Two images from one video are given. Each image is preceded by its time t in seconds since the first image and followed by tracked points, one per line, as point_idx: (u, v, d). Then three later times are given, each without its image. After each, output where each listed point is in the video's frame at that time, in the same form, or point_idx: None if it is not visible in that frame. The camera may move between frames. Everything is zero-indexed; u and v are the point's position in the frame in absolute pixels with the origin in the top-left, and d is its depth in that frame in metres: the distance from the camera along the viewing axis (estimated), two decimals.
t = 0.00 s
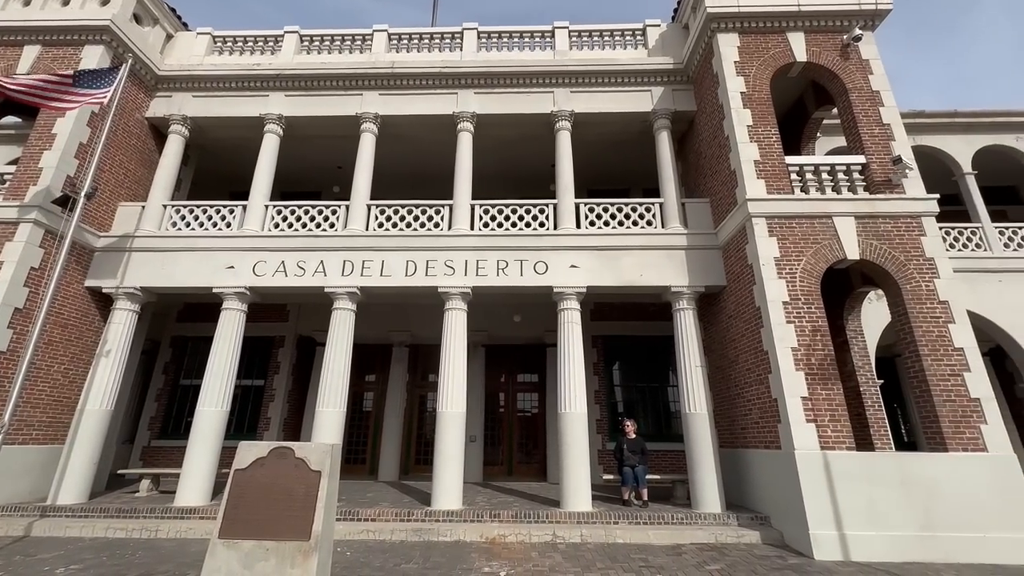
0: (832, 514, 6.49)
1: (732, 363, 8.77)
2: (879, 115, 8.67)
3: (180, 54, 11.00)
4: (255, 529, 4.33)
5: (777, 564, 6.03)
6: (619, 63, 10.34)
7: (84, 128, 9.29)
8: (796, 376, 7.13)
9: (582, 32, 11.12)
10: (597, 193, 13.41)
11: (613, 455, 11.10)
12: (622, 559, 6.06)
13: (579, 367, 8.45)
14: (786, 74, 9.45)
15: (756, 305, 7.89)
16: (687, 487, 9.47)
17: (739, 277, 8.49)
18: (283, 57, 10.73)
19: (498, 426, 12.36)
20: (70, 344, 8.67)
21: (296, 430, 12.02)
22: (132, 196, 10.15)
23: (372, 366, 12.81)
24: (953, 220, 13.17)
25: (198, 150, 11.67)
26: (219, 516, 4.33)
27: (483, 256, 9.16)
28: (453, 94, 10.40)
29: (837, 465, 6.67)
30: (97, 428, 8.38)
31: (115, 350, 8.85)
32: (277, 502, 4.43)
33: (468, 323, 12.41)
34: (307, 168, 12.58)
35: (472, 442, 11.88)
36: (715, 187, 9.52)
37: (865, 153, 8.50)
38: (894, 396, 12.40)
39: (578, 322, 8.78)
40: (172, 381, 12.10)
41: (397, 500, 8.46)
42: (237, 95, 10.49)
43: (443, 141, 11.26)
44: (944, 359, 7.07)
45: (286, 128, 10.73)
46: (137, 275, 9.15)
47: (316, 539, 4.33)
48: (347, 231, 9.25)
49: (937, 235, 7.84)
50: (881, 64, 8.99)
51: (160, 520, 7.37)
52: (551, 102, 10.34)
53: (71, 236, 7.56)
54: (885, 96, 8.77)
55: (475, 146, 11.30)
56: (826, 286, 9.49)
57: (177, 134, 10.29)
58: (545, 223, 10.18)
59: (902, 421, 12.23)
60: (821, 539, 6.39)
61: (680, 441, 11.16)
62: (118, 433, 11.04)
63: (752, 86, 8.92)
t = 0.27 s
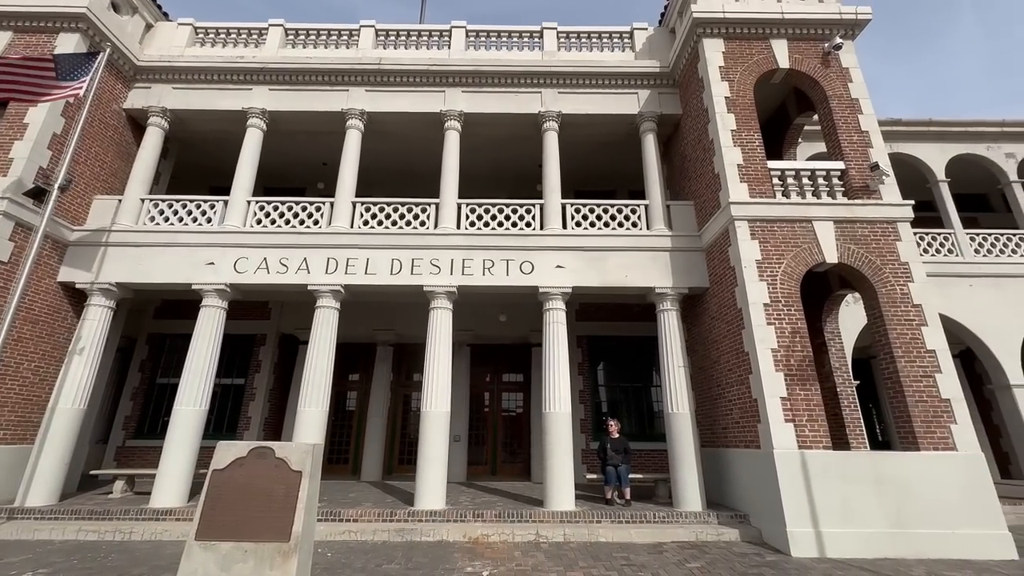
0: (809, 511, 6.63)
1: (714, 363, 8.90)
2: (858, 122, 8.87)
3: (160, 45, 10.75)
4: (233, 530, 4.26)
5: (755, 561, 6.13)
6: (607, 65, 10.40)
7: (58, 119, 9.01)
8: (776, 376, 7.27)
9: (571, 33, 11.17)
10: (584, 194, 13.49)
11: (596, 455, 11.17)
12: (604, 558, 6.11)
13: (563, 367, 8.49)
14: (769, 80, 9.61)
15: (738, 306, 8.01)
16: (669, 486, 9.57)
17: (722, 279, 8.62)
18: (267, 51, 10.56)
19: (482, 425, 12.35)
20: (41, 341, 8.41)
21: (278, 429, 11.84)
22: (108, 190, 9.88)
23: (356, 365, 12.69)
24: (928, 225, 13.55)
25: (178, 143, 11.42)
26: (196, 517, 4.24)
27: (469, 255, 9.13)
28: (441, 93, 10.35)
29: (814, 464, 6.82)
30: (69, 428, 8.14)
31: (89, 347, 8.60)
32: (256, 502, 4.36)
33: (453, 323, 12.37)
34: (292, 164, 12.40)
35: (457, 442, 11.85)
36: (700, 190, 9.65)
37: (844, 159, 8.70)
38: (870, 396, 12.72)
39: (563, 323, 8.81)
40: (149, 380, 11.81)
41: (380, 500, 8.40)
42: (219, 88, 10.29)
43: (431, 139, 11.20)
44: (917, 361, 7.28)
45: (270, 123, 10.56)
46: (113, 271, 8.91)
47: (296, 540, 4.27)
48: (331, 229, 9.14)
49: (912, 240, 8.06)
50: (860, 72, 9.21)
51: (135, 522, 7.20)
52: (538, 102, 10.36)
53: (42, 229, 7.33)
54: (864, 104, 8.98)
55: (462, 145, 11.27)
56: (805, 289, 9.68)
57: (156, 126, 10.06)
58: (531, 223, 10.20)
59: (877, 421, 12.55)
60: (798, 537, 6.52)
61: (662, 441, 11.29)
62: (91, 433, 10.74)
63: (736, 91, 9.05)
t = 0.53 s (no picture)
0: (786, 509, 6.76)
1: (696, 364, 9.01)
2: (837, 128, 9.08)
3: (138, 35, 10.48)
4: (210, 531, 4.18)
5: (734, 558, 6.23)
6: (594, 66, 10.46)
7: (30, 108, 8.71)
8: (755, 377, 7.40)
9: (558, 34, 11.20)
10: (570, 195, 13.55)
11: (580, 454, 11.24)
12: (586, 557, 6.14)
13: (548, 367, 8.51)
14: (752, 85, 9.77)
15: (720, 307, 8.13)
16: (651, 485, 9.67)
17: (705, 281, 8.74)
18: (250, 44, 10.37)
19: (467, 425, 12.32)
20: (9, 338, 8.13)
21: (258, 429, 11.65)
22: (82, 183, 9.59)
23: (339, 364, 12.56)
24: (902, 230, 13.93)
25: (156, 135, 11.14)
26: (171, 519, 4.15)
27: (455, 254, 9.10)
28: (428, 90, 10.29)
29: (792, 462, 6.96)
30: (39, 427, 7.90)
31: (60, 344, 8.34)
32: (234, 503, 4.29)
33: (438, 322, 12.31)
34: (274, 159, 12.19)
35: (440, 441, 11.80)
36: (684, 193, 9.76)
37: (823, 165, 8.89)
38: (846, 396, 13.04)
39: (548, 323, 8.84)
40: (124, 378, 11.52)
41: (362, 500, 8.32)
42: (199, 80, 10.07)
43: (417, 137, 11.13)
44: (890, 362, 7.48)
45: (252, 117, 10.37)
46: (86, 266, 8.67)
47: (275, 541, 4.20)
48: (315, 226, 9.03)
49: (887, 245, 8.28)
50: (840, 80, 9.42)
51: (107, 524, 7.01)
52: (526, 102, 10.37)
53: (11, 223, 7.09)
54: (843, 111, 9.19)
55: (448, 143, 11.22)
56: (785, 291, 9.87)
57: (133, 118, 9.81)
58: (517, 223, 10.20)
59: (852, 421, 12.86)
60: (776, 534, 6.64)
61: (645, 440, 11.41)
62: (62, 433, 10.42)
63: (721, 95, 9.18)
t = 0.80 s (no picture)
0: (763, 506, 6.90)
1: (678, 363, 9.13)
2: (817, 133, 9.26)
3: (114, 23, 10.19)
4: (185, 533, 4.09)
5: (713, 554, 6.34)
6: (581, 67, 10.50)
7: None
8: (735, 376, 7.52)
9: (545, 34, 11.22)
10: (555, 194, 13.59)
11: (563, 453, 11.30)
12: (568, 555, 6.18)
13: (532, 366, 8.53)
14: (735, 89, 9.92)
15: (702, 308, 8.24)
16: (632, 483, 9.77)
17: (687, 281, 8.85)
18: (231, 35, 10.15)
19: (450, 423, 12.29)
20: None
21: (236, 428, 11.43)
22: (54, 174, 9.29)
23: (322, 362, 12.41)
24: (878, 234, 14.29)
25: (132, 127, 10.85)
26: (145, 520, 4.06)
27: (439, 252, 9.06)
28: (414, 87, 10.21)
29: (769, 460, 7.11)
30: (6, 427, 7.63)
31: (28, 341, 8.05)
32: (211, 504, 4.21)
33: (423, 320, 12.23)
34: (256, 154, 11.97)
35: (424, 440, 11.74)
36: (668, 194, 9.87)
37: (803, 169, 9.07)
38: (823, 395, 13.35)
39: (532, 322, 8.85)
40: (96, 376, 11.20)
41: (343, 500, 8.24)
42: (178, 71, 9.83)
43: (403, 134, 11.04)
44: (864, 362, 7.67)
45: (233, 110, 10.16)
46: (57, 260, 8.40)
47: (252, 542, 4.13)
48: (297, 222, 8.89)
49: (863, 248, 8.50)
50: (820, 86, 9.62)
51: (78, 527, 6.81)
52: (512, 101, 10.36)
53: None
54: (823, 117, 9.39)
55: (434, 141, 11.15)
56: (765, 292, 10.05)
57: (108, 109, 9.53)
58: (503, 222, 10.19)
59: (828, 419, 13.18)
60: (753, 530, 6.77)
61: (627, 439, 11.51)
62: (30, 432, 10.09)
63: (704, 98, 9.29)
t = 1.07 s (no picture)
0: (740, 502, 7.04)
1: (659, 362, 9.24)
2: (796, 137, 9.46)
3: (86, 8, 9.85)
4: (158, 534, 3.99)
5: (691, 550, 6.44)
6: (567, 66, 10.52)
7: None
8: (715, 374, 7.65)
9: (532, 32, 11.21)
10: (540, 193, 13.61)
11: (546, 450, 11.35)
12: (549, 552, 6.21)
13: (516, 364, 8.54)
14: (718, 92, 10.06)
15: (683, 307, 8.35)
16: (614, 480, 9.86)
17: (669, 281, 8.95)
18: (210, 24, 9.91)
19: (433, 422, 12.24)
20: None
21: (213, 426, 11.19)
22: (21, 163, 8.94)
23: (302, 360, 12.24)
24: (853, 237, 14.68)
25: (105, 116, 10.51)
26: (115, 522, 3.95)
27: (423, 249, 8.99)
28: (399, 82, 10.11)
29: (746, 457, 7.25)
30: None
31: None
32: (185, 504, 4.11)
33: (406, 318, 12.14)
34: (235, 146, 11.71)
35: (406, 438, 11.68)
36: (651, 194, 9.96)
37: (782, 172, 9.26)
38: (799, 393, 13.67)
39: (516, 320, 8.86)
40: (65, 373, 10.84)
41: (323, 499, 8.14)
42: (154, 60, 9.55)
43: (387, 129, 10.92)
44: (839, 361, 7.87)
45: (212, 101, 9.92)
46: (24, 253, 8.09)
47: (228, 543, 4.04)
48: (277, 216, 8.73)
49: (838, 250, 8.71)
50: (799, 91, 9.83)
51: (45, 529, 6.59)
52: (498, 99, 10.34)
53: None
54: (802, 121, 9.60)
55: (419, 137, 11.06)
56: (744, 292, 10.24)
57: (78, 96, 9.20)
58: (487, 220, 10.17)
59: (803, 417, 13.51)
60: (730, 526, 6.90)
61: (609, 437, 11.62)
62: None
63: (688, 100, 9.41)
